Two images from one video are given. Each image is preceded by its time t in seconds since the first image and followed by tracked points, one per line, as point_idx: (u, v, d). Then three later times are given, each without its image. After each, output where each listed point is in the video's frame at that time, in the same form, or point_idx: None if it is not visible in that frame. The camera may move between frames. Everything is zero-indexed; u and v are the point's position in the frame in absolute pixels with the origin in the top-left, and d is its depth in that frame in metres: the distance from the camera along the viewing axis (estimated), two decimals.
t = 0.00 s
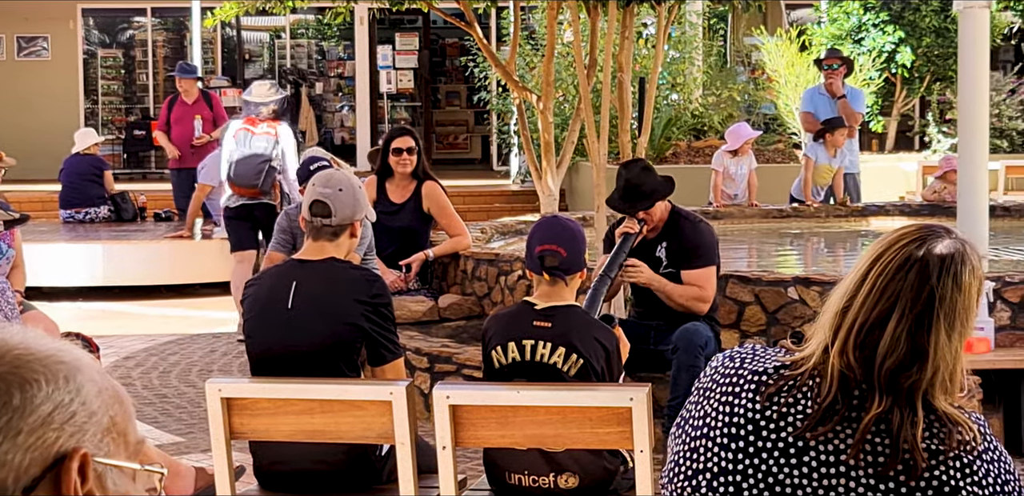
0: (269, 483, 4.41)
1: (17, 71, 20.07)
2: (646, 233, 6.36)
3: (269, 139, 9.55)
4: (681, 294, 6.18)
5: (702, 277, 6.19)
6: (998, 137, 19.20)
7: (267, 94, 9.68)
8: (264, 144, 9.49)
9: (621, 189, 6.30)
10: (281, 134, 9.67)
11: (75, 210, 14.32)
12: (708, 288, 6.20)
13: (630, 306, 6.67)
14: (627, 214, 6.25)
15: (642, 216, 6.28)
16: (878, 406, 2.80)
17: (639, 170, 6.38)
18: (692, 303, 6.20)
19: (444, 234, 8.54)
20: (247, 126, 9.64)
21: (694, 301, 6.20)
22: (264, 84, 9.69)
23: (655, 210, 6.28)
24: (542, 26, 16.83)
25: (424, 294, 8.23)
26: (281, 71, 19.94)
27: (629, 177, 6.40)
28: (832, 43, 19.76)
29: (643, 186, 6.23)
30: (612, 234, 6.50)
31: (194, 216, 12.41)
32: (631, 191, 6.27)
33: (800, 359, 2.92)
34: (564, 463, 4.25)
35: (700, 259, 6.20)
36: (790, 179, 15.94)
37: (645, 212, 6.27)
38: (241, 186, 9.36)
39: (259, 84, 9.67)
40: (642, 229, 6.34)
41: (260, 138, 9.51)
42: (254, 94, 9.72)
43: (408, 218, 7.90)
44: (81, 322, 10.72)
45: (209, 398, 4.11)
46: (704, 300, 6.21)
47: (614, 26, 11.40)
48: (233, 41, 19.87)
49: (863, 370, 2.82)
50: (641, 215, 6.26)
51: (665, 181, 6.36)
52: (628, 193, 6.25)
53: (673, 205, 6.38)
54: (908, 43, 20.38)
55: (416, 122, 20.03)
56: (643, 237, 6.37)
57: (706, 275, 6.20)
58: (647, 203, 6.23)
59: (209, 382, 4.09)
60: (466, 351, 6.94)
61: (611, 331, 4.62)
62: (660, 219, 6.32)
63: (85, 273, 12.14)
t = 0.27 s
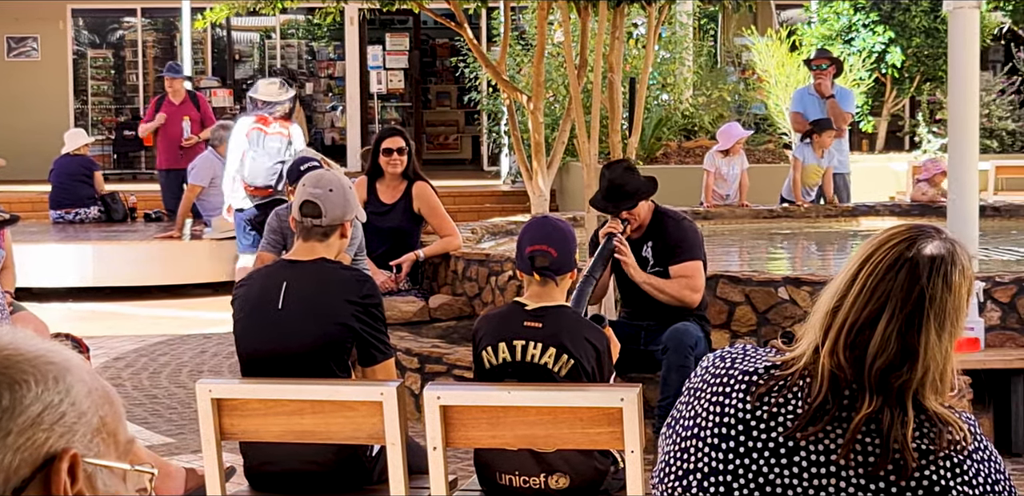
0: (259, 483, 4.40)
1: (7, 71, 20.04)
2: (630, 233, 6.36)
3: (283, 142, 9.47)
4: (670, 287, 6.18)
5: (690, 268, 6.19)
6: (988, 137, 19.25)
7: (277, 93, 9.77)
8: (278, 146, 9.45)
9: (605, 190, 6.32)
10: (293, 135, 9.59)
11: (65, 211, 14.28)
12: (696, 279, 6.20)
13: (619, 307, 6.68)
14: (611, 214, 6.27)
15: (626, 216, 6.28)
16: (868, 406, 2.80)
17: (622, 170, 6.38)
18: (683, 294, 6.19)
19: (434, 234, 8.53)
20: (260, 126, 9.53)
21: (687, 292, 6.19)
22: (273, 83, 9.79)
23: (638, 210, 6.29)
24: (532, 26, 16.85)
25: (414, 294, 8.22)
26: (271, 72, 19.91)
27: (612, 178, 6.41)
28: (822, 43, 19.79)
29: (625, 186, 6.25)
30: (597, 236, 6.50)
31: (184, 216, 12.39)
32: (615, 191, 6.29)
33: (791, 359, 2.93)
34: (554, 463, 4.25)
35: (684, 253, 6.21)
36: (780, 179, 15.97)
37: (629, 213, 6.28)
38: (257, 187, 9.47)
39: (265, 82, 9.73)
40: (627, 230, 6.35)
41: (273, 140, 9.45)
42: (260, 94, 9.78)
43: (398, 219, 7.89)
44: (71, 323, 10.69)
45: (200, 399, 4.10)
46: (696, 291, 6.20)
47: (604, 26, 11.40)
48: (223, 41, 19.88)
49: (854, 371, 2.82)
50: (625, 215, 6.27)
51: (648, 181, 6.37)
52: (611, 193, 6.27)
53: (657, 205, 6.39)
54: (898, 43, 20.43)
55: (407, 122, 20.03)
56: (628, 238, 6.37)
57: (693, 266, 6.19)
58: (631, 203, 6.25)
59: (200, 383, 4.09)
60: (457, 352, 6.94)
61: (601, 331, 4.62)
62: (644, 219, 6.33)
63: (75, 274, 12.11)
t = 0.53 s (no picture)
0: (257, 484, 4.40)
1: (5, 71, 20.02)
2: (624, 235, 6.37)
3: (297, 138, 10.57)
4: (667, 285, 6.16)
5: (687, 266, 6.18)
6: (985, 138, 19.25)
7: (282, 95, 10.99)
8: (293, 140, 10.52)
9: (597, 191, 6.34)
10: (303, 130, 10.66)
11: (62, 212, 14.27)
12: (695, 276, 6.20)
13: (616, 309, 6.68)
14: (603, 215, 6.30)
15: (618, 217, 6.30)
16: (866, 407, 2.80)
17: (614, 171, 6.41)
18: (681, 290, 6.18)
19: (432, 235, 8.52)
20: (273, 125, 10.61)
21: (684, 289, 6.17)
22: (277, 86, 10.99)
23: (631, 211, 6.29)
24: (530, 27, 16.85)
25: (412, 295, 8.22)
26: (269, 72, 19.93)
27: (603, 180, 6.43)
28: (820, 44, 19.81)
29: (617, 187, 6.27)
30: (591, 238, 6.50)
31: (183, 217, 12.38)
32: (607, 193, 6.32)
33: (789, 359, 2.93)
34: (553, 464, 4.25)
35: (678, 253, 6.21)
36: (778, 179, 15.97)
37: (621, 213, 6.29)
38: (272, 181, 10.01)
39: (271, 84, 10.87)
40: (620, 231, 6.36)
41: (289, 137, 10.53)
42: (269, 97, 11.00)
43: (396, 220, 7.89)
44: (68, 324, 10.69)
45: (198, 400, 4.10)
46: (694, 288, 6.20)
47: (602, 26, 11.40)
48: (221, 42, 19.90)
49: (852, 371, 2.82)
50: (617, 216, 6.28)
51: (640, 182, 6.39)
52: (603, 194, 6.30)
53: (649, 206, 6.40)
54: (896, 44, 20.44)
55: (405, 122, 20.03)
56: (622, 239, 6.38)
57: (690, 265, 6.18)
58: (623, 203, 6.27)
59: (198, 384, 4.08)
60: (455, 352, 6.94)
61: (599, 331, 4.62)
62: (637, 219, 6.33)
63: (72, 275, 12.10)
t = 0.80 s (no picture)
0: (255, 484, 4.40)
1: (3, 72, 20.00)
2: (621, 235, 6.37)
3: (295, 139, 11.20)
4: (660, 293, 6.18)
5: (682, 272, 6.19)
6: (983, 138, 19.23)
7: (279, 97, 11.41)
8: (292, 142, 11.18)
9: (595, 191, 6.35)
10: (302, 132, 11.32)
11: (60, 212, 14.26)
12: (687, 285, 6.20)
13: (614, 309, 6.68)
14: (601, 216, 6.28)
15: (616, 218, 6.29)
16: (864, 407, 2.80)
17: (611, 172, 6.41)
18: (672, 301, 6.20)
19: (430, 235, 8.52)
20: (273, 129, 11.30)
21: (676, 298, 6.19)
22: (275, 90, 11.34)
23: (629, 212, 6.29)
24: (527, 27, 16.85)
25: (410, 295, 8.22)
26: (267, 72, 19.97)
27: (600, 181, 6.43)
28: (817, 44, 19.81)
29: (614, 187, 6.27)
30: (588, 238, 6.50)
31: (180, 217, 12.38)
32: (604, 193, 6.31)
33: (787, 360, 2.93)
34: (551, 464, 4.25)
35: (676, 255, 6.21)
36: (776, 179, 15.97)
37: (619, 214, 6.28)
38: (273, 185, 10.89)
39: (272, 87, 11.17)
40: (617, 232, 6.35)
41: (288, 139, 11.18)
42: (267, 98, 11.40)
43: (394, 220, 7.89)
44: (66, 324, 10.68)
45: (196, 400, 4.10)
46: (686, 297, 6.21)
47: (600, 26, 11.40)
48: (218, 42, 19.90)
49: (851, 371, 2.82)
50: (615, 217, 6.28)
51: (637, 182, 6.38)
52: (600, 194, 6.29)
53: (647, 206, 6.39)
54: (894, 44, 20.43)
55: (402, 123, 20.02)
56: (619, 240, 6.38)
57: (684, 272, 6.19)
58: (620, 203, 6.26)
59: (196, 384, 4.08)
60: (452, 353, 6.94)
61: (597, 331, 4.62)
62: (634, 220, 6.33)
63: (70, 276, 12.10)
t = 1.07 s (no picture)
0: (250, 485, 4.40)
1: None
2: (619, 235, 6.37)
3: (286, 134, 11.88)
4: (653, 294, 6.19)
5: (676, 274, 6.20)
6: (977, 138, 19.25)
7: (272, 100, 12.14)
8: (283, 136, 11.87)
9: (592, 191, 6.35)
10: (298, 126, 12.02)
11: (54, 213, 14.24)
12: (681, 287, 6.22)
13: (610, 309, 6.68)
14: (599, 215, 6.28)
15: (614, 217, 6.29)
16: (859, 407, 2.80)
17: (608, 172, 6.41)
18: (664, 303, 6.22)
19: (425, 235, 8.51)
20: (270, 125, 12.01)
21: (667, 300, 6.21)
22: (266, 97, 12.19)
23: (626, 211, 6.30)
24: (522, 27, 16.86)
25: (405, 296, 8.22)
26: (261, 73, 19.97)
27: (598, 180, 6.43)
28: (812, 44, 19.82)
29: (613, 187, 6.27)
30: (585, 237, 6.51)
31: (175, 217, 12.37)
32: (602, 193, 6.31)
33: (782, 360, 2.94)
34: (546, 465, 4.25)
35: (672, 257, 6.22)
36: (770, 179, 15.99)
37: (617, 213, 6.29)
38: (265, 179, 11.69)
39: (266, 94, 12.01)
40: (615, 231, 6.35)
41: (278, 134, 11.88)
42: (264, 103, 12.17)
43: (389, 220, 7.88)
44: (61, 324, 10.67)
45: (191, 401, 4.10)
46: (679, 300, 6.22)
47: (595, 26, 11.40)
48: (213, 42, 19.91)
49: (846, 371, 2.82)
50: (612, 217, 6.28)
51: (635, 182, 6.39)
52: (599, 194, 6.30)
53: (645, 206, 6.40)
54: (888, 44, 20.45)
55: (397, 123, 20.02)
56: (616, 240, 6.38)
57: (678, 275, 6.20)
58: (618, 203, 6.27)
59: (191, 384, 4.08)
60: (447, 353, 6.94)
61: (592, 332, 4.62)
62: (632, 221, 6.33)
63: (65, 276, 12.08)
